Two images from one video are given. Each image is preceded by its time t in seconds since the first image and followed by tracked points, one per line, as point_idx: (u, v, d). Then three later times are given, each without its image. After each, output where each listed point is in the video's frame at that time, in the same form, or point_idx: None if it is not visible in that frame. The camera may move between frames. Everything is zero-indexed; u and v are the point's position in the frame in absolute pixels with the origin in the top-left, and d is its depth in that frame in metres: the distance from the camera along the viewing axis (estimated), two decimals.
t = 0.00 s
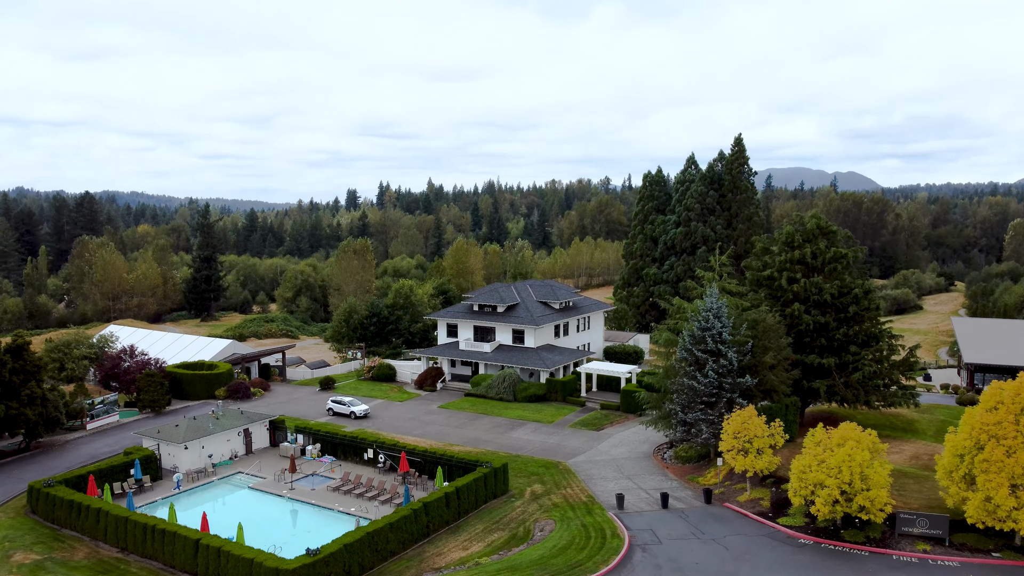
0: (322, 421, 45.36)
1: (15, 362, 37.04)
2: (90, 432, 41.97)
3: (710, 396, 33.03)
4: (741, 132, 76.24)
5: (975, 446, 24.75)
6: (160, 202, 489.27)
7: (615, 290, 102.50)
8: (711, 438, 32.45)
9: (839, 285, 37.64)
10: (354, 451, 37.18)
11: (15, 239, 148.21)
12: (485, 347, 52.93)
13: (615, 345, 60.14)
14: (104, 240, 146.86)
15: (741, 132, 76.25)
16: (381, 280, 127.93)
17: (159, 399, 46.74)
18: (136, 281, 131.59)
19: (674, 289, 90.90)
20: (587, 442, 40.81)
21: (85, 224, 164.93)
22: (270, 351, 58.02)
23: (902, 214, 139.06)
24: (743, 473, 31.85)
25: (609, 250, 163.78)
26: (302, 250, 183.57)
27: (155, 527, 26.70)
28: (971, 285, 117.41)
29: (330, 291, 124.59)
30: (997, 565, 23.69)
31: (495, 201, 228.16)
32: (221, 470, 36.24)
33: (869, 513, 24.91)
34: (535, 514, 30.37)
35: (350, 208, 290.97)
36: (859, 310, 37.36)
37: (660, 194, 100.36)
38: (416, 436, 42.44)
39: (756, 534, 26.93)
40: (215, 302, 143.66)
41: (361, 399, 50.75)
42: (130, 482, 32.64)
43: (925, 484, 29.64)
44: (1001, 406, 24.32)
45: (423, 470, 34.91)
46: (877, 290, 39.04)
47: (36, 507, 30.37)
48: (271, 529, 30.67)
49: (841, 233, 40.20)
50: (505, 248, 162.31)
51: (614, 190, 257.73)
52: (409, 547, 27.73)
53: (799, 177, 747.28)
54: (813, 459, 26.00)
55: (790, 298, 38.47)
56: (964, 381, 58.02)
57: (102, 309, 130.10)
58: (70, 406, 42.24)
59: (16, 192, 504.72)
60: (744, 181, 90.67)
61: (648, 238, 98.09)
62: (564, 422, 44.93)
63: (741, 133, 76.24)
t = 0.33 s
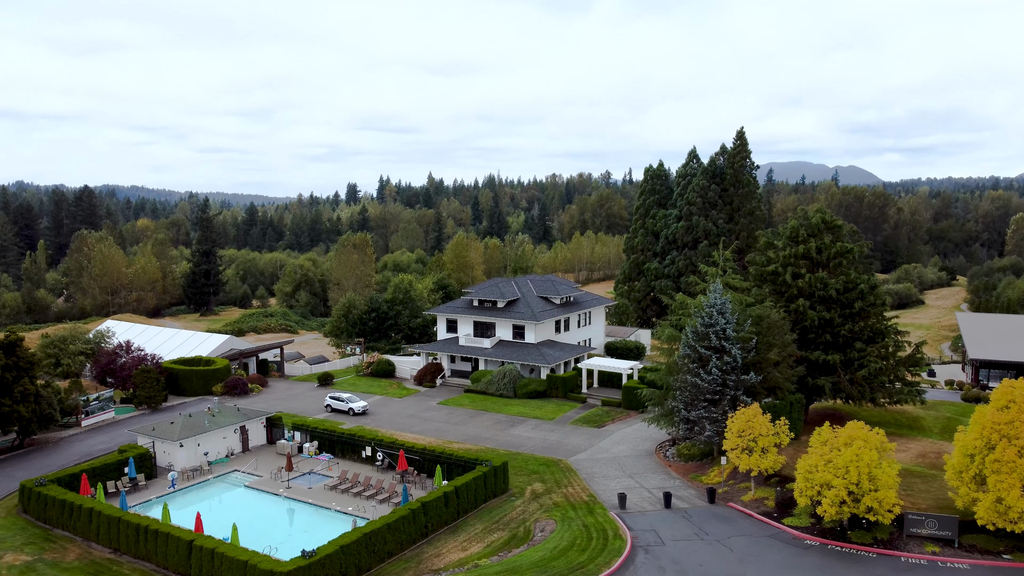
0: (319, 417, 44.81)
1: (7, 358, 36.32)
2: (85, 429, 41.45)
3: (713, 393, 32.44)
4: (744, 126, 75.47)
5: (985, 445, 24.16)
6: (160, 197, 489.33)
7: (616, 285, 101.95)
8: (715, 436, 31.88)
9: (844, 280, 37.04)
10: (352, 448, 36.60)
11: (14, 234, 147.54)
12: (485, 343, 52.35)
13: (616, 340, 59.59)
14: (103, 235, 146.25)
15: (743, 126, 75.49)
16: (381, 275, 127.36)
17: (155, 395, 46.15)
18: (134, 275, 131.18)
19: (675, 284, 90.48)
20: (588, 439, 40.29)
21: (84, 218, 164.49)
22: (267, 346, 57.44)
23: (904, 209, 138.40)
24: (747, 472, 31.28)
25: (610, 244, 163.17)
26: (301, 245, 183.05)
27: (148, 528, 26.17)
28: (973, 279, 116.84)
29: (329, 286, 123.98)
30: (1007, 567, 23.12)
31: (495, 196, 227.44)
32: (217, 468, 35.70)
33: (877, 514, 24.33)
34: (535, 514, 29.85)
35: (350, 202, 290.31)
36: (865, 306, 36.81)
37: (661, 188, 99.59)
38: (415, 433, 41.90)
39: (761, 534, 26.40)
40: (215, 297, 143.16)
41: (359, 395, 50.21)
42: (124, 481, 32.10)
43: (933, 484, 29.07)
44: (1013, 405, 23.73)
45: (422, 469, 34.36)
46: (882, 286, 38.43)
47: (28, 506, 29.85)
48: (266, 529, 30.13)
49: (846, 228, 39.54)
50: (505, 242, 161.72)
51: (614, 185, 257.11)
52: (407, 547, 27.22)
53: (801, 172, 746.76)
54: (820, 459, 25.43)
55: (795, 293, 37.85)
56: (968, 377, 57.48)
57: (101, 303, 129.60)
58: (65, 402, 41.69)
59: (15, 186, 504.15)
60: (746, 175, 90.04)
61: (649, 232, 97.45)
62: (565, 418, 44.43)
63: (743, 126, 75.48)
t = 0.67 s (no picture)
0: (317, 414, 44.27)
1: None
2: (79, 426, 40.94)
3: (717, 391, 31.83)
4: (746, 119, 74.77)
5: (997, 446, 23.59)
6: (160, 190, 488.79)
7: (617, 279, 101.41)
8: (718, 435, 31.29)
9: (850, 276, 36.40)
10: (349, 446, 36.00)
11: (12, 228, 146.91)
12: (485, 339, 51.74)
13: (617, 336, 59.06)
14: (101, 229, 145.71)
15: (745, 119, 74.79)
16: (380, 269, 126.73)
17: (151, 392, 45.64)
18: (133, 270, 130.71)
19: (676, 279, 90.02)
20: (590, 437, 39.78)
21: (84, 211, 164.05)
22: (265, 341, 56.86)
23: (905, 203, 137.68)
24: (751, 471, 30.69)
25: (611, 238, 162.56)
26: (301, 239, 182.42)
27: (140, 530, 25.60)
28: (976, 274, 116.24)
29: (329, 280, 123.39)
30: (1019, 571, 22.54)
31: (496, 189, 226.57)
32: (213, 467, 35.12)
33: (885, 516, 23.77)
34: (536, 514, 29.30)
35: (350, 196, 289.79)
36: (870, 302, 36.23)
37: (663, 182, 98.80)
38: (414, 431, 41.37)
39: (766, 536, 25.84)
40: (214, 291, 142.61)
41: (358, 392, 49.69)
42: (116, 481, 31.55)
43: (941, 484, 28.47)
44: None
45: (420, 468, 33.77)
46: (888, 281, 37.80)
47: (19, 506, 29.32)
48: (262, 529, 29.58)
49: (851, 223, 38.86)
50: (506, 236, 161.09)
51: (615, 179, 256.33)
52: (405, 549, 26.67)
53: (802, 165, 746.31)
54: (827, 459, 24.85)
55: (800, 289, 37.18)
56: (972, 373, 56.92)
57: (100, 298, 129.15)
58: (58, 399, 41.11)
59: (15, 180, 503.64)
60: (748, 169, 89.41)
61: (650, 226, 96.76)
62: (566, 415, 43.90)
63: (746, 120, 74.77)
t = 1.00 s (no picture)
0: (314, 412, 43.73)
1: None
2: (73, 424, 40.41)
3: (721, 389, 31.18)
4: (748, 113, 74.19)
5: (1009, 446, 23.01)
6: (160, 185, 488.50)
7: (618, 274, 100.87)
8: (722, 434, 30.74)
9: (856, 272, 35.79)
10: (346, 445, 35.39)
11: (11, 223, 146.42)
12: (484, 334, 51.10)
13: (618, 332, 58.47)
14: (100, 224, 145.16)
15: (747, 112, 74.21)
16: (380, 264, 126.21)
17: (146, 388, 45.12)
18: (132, 265, 130.34)
19: (678, 273, 89.67)
20: (591, 435, 39.26)
21: (83, 205, 163.71)
22: (263, 337, 56.31)
23: (907, 197, 137.03)
24: (756, 470, 30.11)
25: (612, 233, 161.95)
26: (301, 233, 181.99)
27: (131, 531, 25.02)
28: (977, 268, 115.63)
29: (328, 275, 122.85)
30: None
31: (496, 184, 225.96)
32: (208, 465, 34.55)
33: (894, 518, 23.20)
34: (536, 514, 28.77)
35: (350, 190, 289.47)
36: (876, 298, 35.60)
37: (664, 176, 97.93)
38: (413, 428, 40.82)
39: (772, 538, 25.28)
40: (213, 286, 142.21)
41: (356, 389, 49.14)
42: (109, 480, 31.00)
43: (950, 484, 27.89)
44: None
45: (418, 466, 33.21)
46: (895, 277, 37.16)
47: (9, 506, 28.79)
48: (257, 528, 29.02)
49: (857, 217, 38.19)
50: (506, 230, 160.44)
51: (616, 173, 255.57)
52: (402, 550, 26.12)
53: (802, 160, 745.54)
54: (834, 460, 24.27)
55: (804, 285, 36.51)
56: (977, 369, 56.36)
57: (98, 293, 128.82)
58: (52, 396, 40.54)
59: (15, 174, 503.08)
60: (750, 164, 88.90)
61: (651, 221, 96.06)
62: (567, 412, 43.37)
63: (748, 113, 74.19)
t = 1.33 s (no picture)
0: (306, 403, 42.02)
1: None
2: (55, 416, 38.75)
3: (733, 382, 29.44)
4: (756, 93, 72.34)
5: None
6: (160, 168, 485.94)
7: (620, 258, 99.08)
8: (735, 429, 29.07)
9: (874, 257, 33.92)
10: (338, 439, 33.66)
11: (6, 206, 144.46)
12: (483, 322, 49.31)
13: (622, 319, 56.66)
14: (95, 207, 143.19)
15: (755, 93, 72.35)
16: (379, 248, 124.27)
17: (132, 378, 43.42)
18: (128, 249, 128.49)
19: (682, 258, 88.28)
20: (594, 429, 37.55)
21: (81, 187, 161.65)
22: (256, 325, 54.53)
23: (912, 180, 134.95)
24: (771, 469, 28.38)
25: (614, 217, 160.03)
26: (300, 217, 179.89)
27: (103, 537, 23.35)
28: (984, 253, 113.71)
29: (326, 260, 120.93)
30: None
31: (497, 166, 223.54)
32: (192, 461, 32.90)
33: (923, 525, 21.45)
34: (537, 515, 27.08)
35: (351, 173, 287.38)
36: (896, 285, 33.75)
37: (668, 158, 95.66)
38: (409, 421, 39.13)
39: (790, 544, 23.57)
40: (210, 270, 140.38)
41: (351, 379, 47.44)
42: (85, 479, 29.30)
43: (979, 485, 26.15)
44: None
45: (413, 463, 31.50)
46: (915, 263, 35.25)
47: None
48: (241, 530, 27.33)
49: (875, 200, 36.19)
50: (507, 214, 158.35)
51: (618, 156, 253.28)
52: (394, 556, 24.44)
53: (805, 143, 741.69)
54: (859, 462, 22.51)
55: (820, 272, 34.67)
56: (992, 358, 54.62)
57: (94, 277, 127.23)
58: (32, 387, 38.62)
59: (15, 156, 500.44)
60: (756, 146, 87.16)
61: (655, 204, 94.06)
62: (570, 403, 41.67)
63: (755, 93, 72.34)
